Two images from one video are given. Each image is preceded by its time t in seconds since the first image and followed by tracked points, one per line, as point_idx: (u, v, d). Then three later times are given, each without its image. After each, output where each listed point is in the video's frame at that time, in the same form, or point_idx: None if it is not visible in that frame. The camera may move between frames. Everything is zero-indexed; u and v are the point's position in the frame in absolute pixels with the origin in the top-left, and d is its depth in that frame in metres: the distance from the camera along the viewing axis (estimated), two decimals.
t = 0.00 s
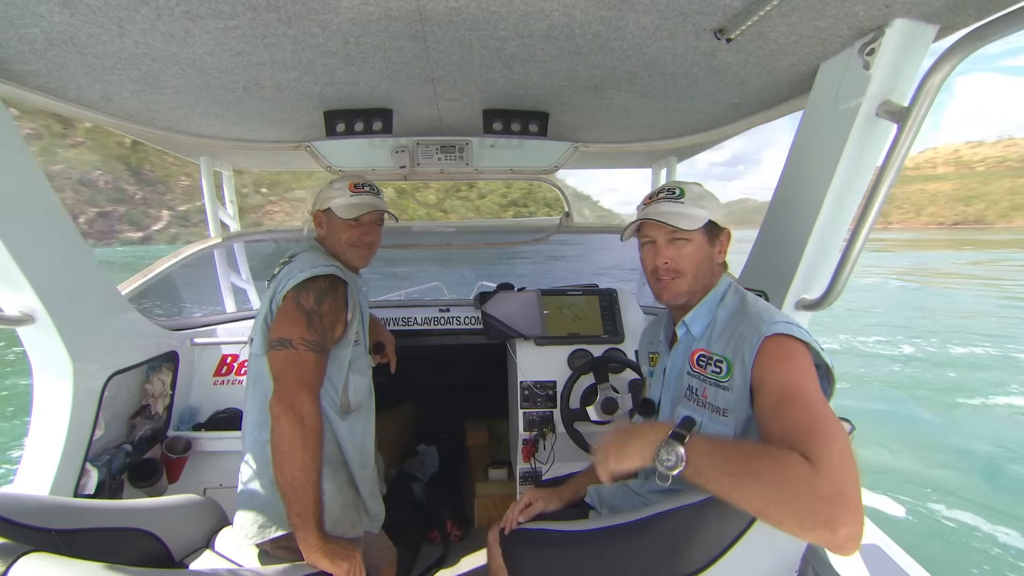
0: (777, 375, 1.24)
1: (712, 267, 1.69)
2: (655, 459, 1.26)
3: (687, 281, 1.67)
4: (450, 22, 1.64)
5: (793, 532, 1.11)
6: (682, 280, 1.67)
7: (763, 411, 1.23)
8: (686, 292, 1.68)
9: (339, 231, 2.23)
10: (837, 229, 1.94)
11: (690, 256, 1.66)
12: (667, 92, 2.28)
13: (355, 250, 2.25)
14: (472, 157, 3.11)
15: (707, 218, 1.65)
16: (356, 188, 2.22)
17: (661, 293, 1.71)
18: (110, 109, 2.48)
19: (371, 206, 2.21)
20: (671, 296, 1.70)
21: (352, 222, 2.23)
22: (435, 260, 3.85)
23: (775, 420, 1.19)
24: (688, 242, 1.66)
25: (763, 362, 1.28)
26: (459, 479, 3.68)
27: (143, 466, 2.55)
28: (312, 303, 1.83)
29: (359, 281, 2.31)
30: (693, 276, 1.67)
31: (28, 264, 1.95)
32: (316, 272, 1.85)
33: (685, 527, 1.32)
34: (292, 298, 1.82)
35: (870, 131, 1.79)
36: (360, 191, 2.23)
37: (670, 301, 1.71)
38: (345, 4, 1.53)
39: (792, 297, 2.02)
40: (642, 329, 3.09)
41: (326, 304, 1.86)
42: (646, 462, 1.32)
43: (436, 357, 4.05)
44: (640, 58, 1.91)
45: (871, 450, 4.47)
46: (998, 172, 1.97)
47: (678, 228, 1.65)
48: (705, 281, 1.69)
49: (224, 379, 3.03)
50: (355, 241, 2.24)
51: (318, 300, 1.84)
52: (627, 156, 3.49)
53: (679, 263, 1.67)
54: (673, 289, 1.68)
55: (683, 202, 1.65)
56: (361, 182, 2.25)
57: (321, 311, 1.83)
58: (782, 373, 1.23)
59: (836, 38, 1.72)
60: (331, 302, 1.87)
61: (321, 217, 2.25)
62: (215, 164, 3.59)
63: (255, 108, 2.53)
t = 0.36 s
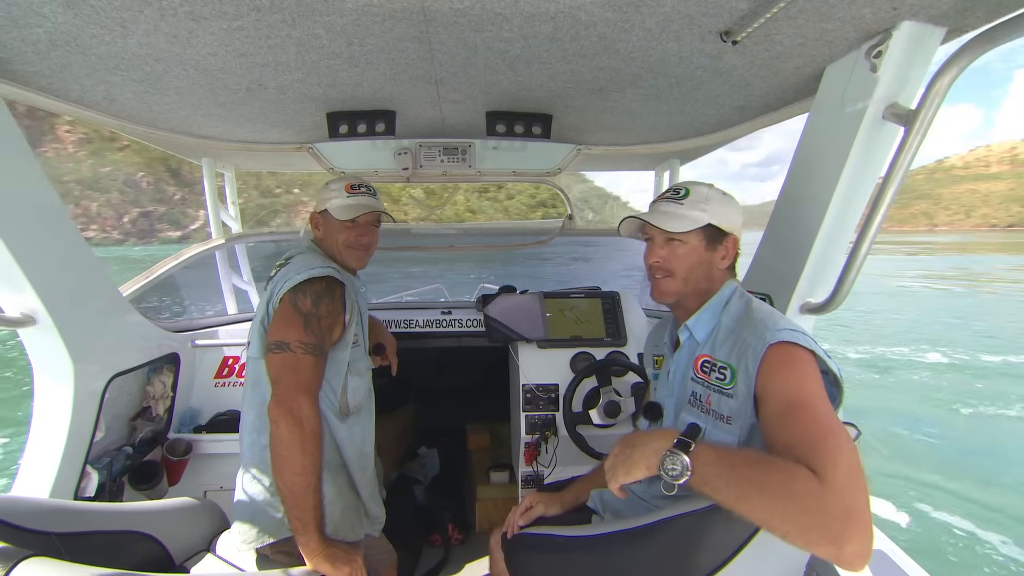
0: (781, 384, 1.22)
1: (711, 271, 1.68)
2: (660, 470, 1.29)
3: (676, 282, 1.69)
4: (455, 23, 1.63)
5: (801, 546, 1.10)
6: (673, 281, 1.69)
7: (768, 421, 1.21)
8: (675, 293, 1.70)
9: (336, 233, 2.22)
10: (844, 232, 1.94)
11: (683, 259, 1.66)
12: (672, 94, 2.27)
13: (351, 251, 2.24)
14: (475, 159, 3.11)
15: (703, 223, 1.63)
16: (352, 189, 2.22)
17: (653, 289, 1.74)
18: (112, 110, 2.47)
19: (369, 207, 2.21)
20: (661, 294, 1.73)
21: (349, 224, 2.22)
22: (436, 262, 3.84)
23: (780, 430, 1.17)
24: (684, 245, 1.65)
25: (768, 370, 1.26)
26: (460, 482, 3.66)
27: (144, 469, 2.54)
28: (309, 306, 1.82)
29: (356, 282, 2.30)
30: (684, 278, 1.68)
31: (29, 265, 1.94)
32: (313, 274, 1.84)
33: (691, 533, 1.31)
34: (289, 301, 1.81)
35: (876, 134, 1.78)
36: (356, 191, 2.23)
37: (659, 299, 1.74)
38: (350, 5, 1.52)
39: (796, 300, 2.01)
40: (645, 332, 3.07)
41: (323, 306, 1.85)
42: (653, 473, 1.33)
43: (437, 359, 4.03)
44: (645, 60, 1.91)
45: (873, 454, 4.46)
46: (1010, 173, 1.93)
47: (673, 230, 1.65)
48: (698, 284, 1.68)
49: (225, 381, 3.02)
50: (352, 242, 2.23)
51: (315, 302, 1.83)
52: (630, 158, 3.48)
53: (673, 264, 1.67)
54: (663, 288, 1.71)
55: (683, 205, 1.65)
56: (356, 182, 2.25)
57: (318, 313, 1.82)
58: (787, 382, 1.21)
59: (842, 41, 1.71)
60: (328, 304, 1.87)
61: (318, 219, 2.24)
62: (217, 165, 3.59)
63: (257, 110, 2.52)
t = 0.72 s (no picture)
0: (797, 389, 1.22)
1: (721, 270, 1.65)
2: (671, 469, 1.29)
3: (684, 280, 1.67)
4: (464, 18, 1.61)
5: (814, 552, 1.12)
6: (681, 279, 1.68)
7: (782, 425, 1.22)
8: (684, 291, 1.68)
9: (331, 229, 2.21)
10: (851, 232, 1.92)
11: (693, 259, 1.65)
12: (680, 92, 2.25)
13: (346, 247, 2.22)
14: (480, 156, 3.07)
15: (713, 222, 1.62)
16: (346, 183, 2.21)
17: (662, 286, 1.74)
18: (116, 103, 2.45)
19: (363, 203, 2.19)
20: (670, 292, 1.72)
21: (344, 219, 2.20)
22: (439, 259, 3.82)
23: (795, 435, 1.18)
24: (693, 243, 1.64)
25: (782, 375, 1.26)
26: (461, 481, 3.65)
27: (145, 465, 2.52)
28: (303, 303, 1.80)
29: (351, 277, 2.29)
30: (692, 277, 1.66)
31: (32, 259, 1.92)
32: (306, 270, 1.83)
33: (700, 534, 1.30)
34: (283, 298, 1.80)
35: (889, 133, 1.76)
36: (350, 186, 2.21)
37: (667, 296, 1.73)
38: None
39: (804, 301, 2.00)
40: (649, 333, 3.05)
41: (319, 303, 1.83)
42: (662, 472, 1.34)
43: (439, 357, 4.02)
44: (655, 57, 1.89)
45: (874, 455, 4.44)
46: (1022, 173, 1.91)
47: (682, 229, 1.63)
48: (707, 284, 1.66)
49: (227, 377, 3.00)
50: (347, 238, 2.22)
51: (309, 299, 1.82)
52: (636, 156, 3.46)
53: (681, 262, 1.66)
54: (671, 286, 1.70)
55: (693, 204, 1.64)
56: (351, 177, 2.24)
57: (313, 310, 1.81)
58: (802, 388, 1.21)
59: (857, 38, 1.69)
60: (323, 300, 1.85)
61: (312, 215, 2.23)
62: (219, 160, 3.57)
63: (262, 104, 2.50)
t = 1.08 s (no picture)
0: (813, 393, 1.21)
1: (733, 272, 1.64)
2: (685, 470, 1.29)
3: (697, 283, 1.66)
4: (480, 9, 1.59)
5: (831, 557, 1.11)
6: (693, 282, 1.66)
7: (797, 429, 1.21)
8: (696, 294, 1.67)
9: (328, 221, 2.18)
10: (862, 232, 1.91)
11: (704, 260, 1.63)
12: (693, 88, 2.23)
13: (345, 239, 2.20)
14: (488, 150, 3.04)
15: (725, 223, 1.60)
16: (345, 174, 2.20)
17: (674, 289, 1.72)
18: (123, 90, 2.42)
19: (362, 192, 2.19)
20: (682, 294, 1.70)
21: (343, 211, 2.18)
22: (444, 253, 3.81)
23: (811, 439, 1.17)
24: (705, 245, 1.62)
25: (798, 378, 1.25)
26: (461, 476, 3.64)
27: (147, 457, 2.48)
28: (304, 297, 1.78)
29: (351, 270, 2.27)
30: (705, 279, 1.65)
31: (36, 246, 1.90)
32: (307, 264, 1.81)
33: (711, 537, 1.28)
34: (284, 292, 1.78)
35: (906, 133, 1.74)
36: (349, 177, 2.20)
37: (680, 299, 1.71)
38: None
39: (815, 302, 1.99)
40: (655, 332, 3.03)
41: (320, 297, 1.81)
42: (674, 472, 1.33)
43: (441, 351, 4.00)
44: (670, 53, 1.86)
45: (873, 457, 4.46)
46: None
47: (694, 230, 1.61)
48: (720, 285, 1.64)
49: (229, 370, 2.97)
50: (346, 229, 2.20)
51: (310, 293, 1.80)
52: (644, 153, 3.44)
53: (693, 265, 1.65)
54: (683, 289, 1.69)
55: (705, 204, 1.62)
56: (349, 168, 2.23)
57: (315, 304, 1.79)
58: (818, 392, 1.20)
59: (879, 36, 1.67)
60: (324, 294, 1.83)
61: (310, 206, 2.20)
62: (225, 150, 3.53)
63: (269, 94, 2.48)
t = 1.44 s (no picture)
0: (823, 389, 1.19)
1: (742, 266, 1.61)
2: (692, 466, 1.27)
3: (706, 278, 1.64)
4: None
5: (843, 555, 1.09)
6: (702, 277, 1.65)
7: (808, 425, 1.19)
8: (706, 289, 1.66)
9: (328, 214, 2.16)
10: (869, 226, 1.89)
11: (712, 255, 1.61)
12: (697, 80, 2.20)
13: (344, 233, 2.18)
14: (489, 144, 3.02)
15: (733, 217, 1.57)
16: (345, 168, 2.18)
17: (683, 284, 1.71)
18: (119, 84, 2.40)
19: (361, 184, 2.16)
20: (690, 289, 1.70)
21: (341, 204, 2.16)
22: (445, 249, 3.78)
23: (822, 436, 1.15)
24: (713, 240, 1.60)
25: (807, 374, 1.23)
26: (463, 472, 3.63)
27: (147, 453, 2.50)
28: (304, 293, 1.76)
29: (352, 265, 2.24)
30: (713, 274, 1.63)
31: (35, 241, 1.89)
32: (306, 259, 1.78)
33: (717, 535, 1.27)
34: (283, 287, 1.75)
35: (915, 125, 1.72)
36: (349, 170, 2.18)
37: (689, 294, 1.70)
38: None
39: (821, 296, 1.97)
40: (657, 328, 3.00)
41: (319, 293, 1.79)
42: (681, 468, 1.31)
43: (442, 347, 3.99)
44: (674, 44, 1.84)
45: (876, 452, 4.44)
46: None
47: (702, 225, 1.59)
48: (728, 280, 1.62)
49: (230, 367, 2.95)
50: (345, 223, 2.17)
51: (310, 289, 1.78)
52: (647, 147, 3.41)
53: (702, 260, 1.63)
54: (692, 284, 1.68)
55: (713, 198, 1.60)
56: (349, 162, 2.21)
57: (315, 300, 1.77)
58: (828, 388, 1.18)
59: (889, 25, 1.64)
60: (323, 290, 1.81)
61: (312, 200, 2.19)
62: (223, 145, 3.50)
63: (268, 88, 2.45)
